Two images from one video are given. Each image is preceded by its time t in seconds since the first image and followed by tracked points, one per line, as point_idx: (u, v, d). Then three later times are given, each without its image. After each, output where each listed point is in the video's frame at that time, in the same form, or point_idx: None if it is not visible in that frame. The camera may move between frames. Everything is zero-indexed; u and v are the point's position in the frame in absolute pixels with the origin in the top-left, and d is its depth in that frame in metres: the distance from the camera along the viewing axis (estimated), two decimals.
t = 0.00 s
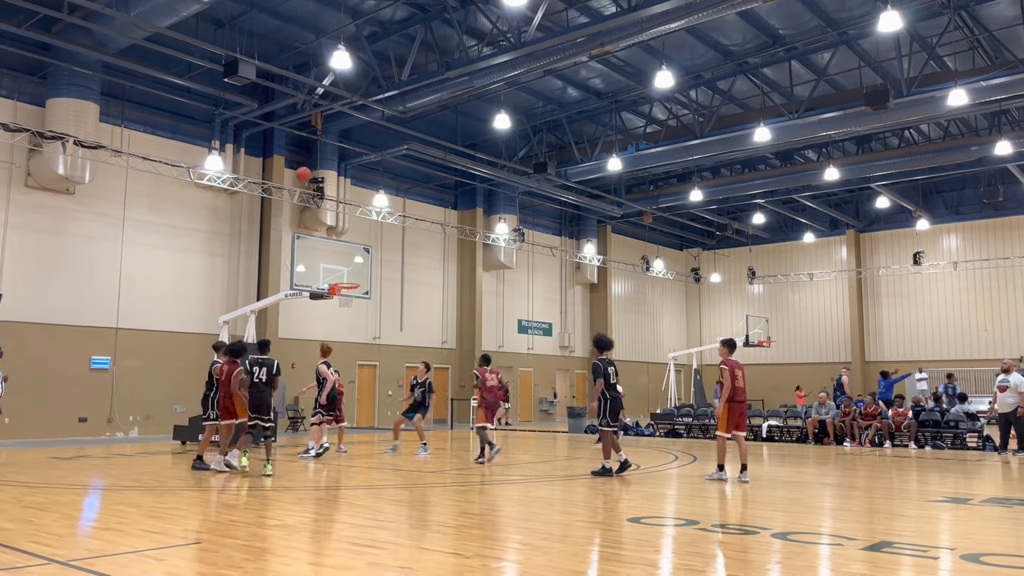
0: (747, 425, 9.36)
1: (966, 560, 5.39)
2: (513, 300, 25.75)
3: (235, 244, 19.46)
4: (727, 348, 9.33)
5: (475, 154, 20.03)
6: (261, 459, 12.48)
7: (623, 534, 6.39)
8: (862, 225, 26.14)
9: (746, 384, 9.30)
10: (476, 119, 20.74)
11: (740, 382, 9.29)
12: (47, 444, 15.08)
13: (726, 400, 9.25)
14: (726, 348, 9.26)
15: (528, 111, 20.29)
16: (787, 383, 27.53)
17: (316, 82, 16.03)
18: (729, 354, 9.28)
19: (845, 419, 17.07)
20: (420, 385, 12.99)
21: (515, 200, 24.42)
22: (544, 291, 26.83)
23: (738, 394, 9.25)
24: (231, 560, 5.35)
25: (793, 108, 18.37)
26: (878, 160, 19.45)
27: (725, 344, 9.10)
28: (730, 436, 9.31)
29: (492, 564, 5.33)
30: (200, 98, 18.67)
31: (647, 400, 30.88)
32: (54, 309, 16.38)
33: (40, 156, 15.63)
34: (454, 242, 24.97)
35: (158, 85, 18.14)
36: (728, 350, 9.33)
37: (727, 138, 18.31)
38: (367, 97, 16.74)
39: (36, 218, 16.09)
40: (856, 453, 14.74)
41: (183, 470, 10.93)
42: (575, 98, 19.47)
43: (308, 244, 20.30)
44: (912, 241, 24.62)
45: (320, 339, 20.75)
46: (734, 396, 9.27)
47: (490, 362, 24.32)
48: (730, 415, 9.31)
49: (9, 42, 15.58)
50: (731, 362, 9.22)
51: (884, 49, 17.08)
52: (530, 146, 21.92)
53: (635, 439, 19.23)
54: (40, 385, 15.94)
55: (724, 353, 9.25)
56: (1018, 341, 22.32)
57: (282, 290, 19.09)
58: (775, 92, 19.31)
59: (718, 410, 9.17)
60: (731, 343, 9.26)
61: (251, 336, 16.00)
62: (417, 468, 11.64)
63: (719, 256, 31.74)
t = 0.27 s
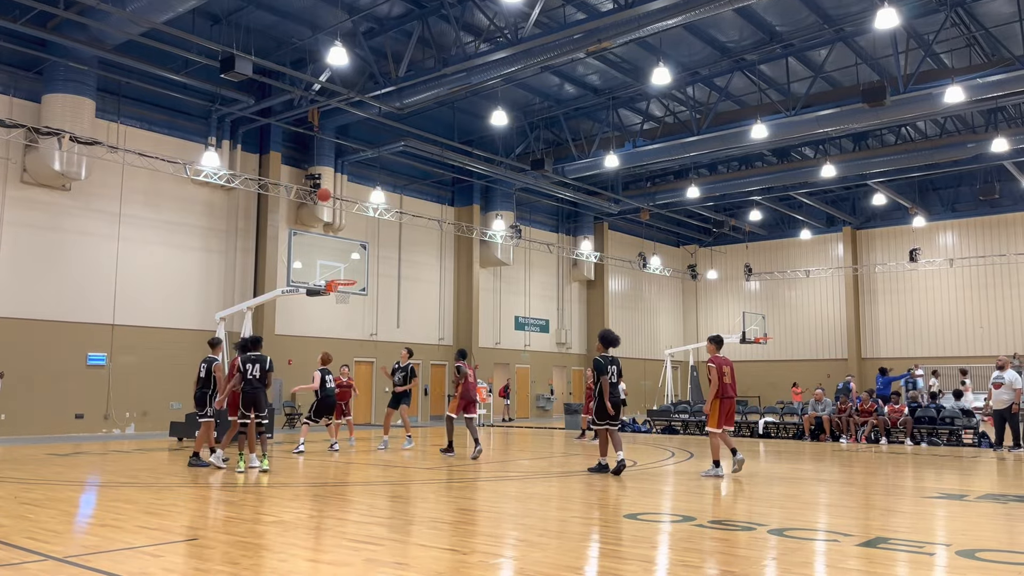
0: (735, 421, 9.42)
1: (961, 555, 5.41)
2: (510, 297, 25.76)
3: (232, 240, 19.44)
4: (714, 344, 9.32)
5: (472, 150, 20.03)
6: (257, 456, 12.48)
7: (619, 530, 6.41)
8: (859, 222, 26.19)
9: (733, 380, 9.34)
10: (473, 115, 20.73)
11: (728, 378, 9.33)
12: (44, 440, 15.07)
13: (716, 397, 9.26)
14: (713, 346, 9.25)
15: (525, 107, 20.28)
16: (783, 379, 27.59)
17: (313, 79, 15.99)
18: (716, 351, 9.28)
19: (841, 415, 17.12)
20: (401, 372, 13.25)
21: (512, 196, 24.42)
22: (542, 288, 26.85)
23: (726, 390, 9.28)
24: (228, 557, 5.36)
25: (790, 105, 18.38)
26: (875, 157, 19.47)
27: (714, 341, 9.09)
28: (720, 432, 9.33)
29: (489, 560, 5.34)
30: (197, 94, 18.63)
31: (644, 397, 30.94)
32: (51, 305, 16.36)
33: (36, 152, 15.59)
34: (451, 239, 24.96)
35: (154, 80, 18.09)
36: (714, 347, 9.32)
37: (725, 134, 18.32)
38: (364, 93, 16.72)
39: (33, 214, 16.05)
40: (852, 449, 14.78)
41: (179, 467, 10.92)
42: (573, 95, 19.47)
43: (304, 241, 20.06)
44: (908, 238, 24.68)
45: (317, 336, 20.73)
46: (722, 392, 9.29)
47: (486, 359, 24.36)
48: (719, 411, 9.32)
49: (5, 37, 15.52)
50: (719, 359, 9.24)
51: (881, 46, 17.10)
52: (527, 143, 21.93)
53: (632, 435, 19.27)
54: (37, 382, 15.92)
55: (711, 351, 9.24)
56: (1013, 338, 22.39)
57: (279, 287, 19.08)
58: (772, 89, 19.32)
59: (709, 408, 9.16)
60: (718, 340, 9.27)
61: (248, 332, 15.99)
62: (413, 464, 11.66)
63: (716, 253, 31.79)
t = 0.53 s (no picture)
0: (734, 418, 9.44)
1: (957, 552, 5.42)
2: (506, 294, 25.74)
3: (228, 237, 19.40)
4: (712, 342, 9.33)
5: (469, 147, 20.00)
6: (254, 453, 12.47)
7: (617, 527, 6.43)
8: (856, 219, 26.22)
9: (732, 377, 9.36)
10: (470, 112, 20.71)
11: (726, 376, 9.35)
12: (40, 437, 15.04)
13: (714, 394, 9.29)
14: (711, 343, 9.27)
15: (523, 104, 20.26)
16: (780, 376, 27.63)
17: (310, 75, 15.95)
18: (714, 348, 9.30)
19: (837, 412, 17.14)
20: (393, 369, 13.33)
21: (509, 193, 24.41)
22: (539, 286, 26.90)
23: (724, 388, 9.30)
24: (224, 553, 5.35)
25: (788, 101, 18.37)
26: (872, 154, 19.49)
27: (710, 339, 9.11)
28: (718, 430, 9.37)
29: (486, 557, 5.34)
30: (193, 90, 18.59)
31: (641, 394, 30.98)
32: (47, 302, 16.31)
33: (32, 148, 15.54)
34: (448, 236, 24.94)
35: (150, 76, 18.03)
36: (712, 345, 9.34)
37: (722, 132, 18.33)
38: (361, 90, 16.68)
39: (28, 210, 16.01)
40: (848, 446, 14.81)
41: (176, 464, 10.91)
42: (570, 91, 19.46)
43: (301, 238, 20.35)
44: (905, 235, 24.73)
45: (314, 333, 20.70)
46: (720, 390, 9.31)
47: (484, 356, 24.37)
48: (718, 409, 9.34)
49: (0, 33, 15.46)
50: (717, 357, 9.26)
51: (878, 43, 17.12)
52: (524, 140, 21.92)
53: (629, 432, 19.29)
54: (33, 379, 15.88)
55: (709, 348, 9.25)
56: (1009, 335, 22.45)
57: (275, 283, 19.05)
58: (769, 86, 19.34)
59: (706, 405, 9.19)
60: (716, 338, 9.27)
61: (245, 329, 15.95)
62: (410, 461, 11.64)
63: (712, 250, 31.82)
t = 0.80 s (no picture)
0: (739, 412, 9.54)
1: (954, 548, 5.43)
2: (504, 291, 25.72)
3: (225, 234, 19.37)
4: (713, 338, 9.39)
5: (466, 144, 19.98)
6: (252, 449, 12.46)
7: (614, 523, 6.43)
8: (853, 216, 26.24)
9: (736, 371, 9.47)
10: (468, 108, 20.68)
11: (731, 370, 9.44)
12: (37, 434, 15.02)
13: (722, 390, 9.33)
14: (716, 340, 9.28)
15: (520, 101, 20.24)
16: (777, 372, 27.67)
17: (307, 71, 15.91)
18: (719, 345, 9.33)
19: (834, 409, 17.16)
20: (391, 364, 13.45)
21: (506, 190, 24.39)
22: (536, 282, 26.91)
23: (731, 383, 9.37)
24: (221, 550, 5.35)
25: (785, 98, 18.37)
26: (869, 151, 19.49)
27: (718, 335, 9.14)
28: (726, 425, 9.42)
29: (483, 553, 5.34)
30: (190, 87, 18.54)
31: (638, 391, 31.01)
32: (43, 299, 16.28)
33: (28, 145, 15.49)
34: (445, 233, 24.91)
35: (146, 73, 17.98)
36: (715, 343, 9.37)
37: (719, 128, 18.32)
38: (358, 86, 16.65)
39: (24, 206, 15.97)
40: (845, 442, 14.84)
41: (173, 461, 10.90)
42: (567, 88, 19.44)
43: (298, 234, 20.24)
44: (902, 232, 24.77)
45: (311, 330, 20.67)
46: (727, 385, 9.37)
47: (481, 353, 24.37)
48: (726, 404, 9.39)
49: None
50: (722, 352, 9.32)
51: (876, 40, 17.13)
52: (521, 136, 21.90)
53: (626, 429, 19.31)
54: (30, 376, 15.86)
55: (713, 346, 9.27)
56: (1006, 332, 22.49)
57: (272, 280, 19.02)
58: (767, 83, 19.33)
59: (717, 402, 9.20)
60: (720, 335, 9.30)
61: (242, 326, 15.93)
62: (407, 458, 11.64)
63: (710, 247, 31.85)
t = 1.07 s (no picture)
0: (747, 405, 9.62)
1: (949, 544, 5.44)
2: (501, 287, 25.72)
3: (222, 230, 19.35)
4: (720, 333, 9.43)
5: (464, 140, 19.97)
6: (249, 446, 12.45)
7: (611, 519, 6.44)
8: (850, 213, 26.27)
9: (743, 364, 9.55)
10: (465, 105, 20.66)
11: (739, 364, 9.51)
12: (34, 430, 15.00)
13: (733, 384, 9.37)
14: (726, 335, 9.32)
15: (517, 97, 20.21)
16: (774, 368, 27.72)
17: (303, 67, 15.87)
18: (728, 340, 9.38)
19: (831, 405, 17.20)
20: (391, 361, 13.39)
21: (504, 186, 24.38)
22: (534, 279, 26.93)
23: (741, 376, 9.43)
24: (219, 546, 5.35)
25: (782, 95, 18.37)
26: (866, 148, 19.51)
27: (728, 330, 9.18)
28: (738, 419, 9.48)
29: (480, 550, 5.34)
30: (187, 82, 18.50)
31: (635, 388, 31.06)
32: (40, 295, 16.25)
33: (24, 141, 15.44)
34: (443, 229, 24.89)
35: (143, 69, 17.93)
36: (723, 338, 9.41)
37: (717, 125, 18.33)
38: (355, 82, 16.61)
39: (20, 202, 15.93)
40: (841, 439, 14.87)
41: (170, 457, 10.89)
42: (565, 84, 19.43)
43: (294, 231, 20.25)
44: (898, 229, 24.79)
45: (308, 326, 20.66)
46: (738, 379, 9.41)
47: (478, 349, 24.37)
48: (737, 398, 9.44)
49: None
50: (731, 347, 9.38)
51: (873, 36, 17.14)
52: (519, 133, 21.89)
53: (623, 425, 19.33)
54: (27, 372, 15.84)
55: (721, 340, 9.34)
56: (1002, 328, 22.54)
57: (269, 277, 19.00)
58: (764, 79, 19.33)
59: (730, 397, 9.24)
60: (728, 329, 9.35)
61: (239, 323, 15.91)
62: (404, 454, 11.65)
63: (707, 244, 31.87)
